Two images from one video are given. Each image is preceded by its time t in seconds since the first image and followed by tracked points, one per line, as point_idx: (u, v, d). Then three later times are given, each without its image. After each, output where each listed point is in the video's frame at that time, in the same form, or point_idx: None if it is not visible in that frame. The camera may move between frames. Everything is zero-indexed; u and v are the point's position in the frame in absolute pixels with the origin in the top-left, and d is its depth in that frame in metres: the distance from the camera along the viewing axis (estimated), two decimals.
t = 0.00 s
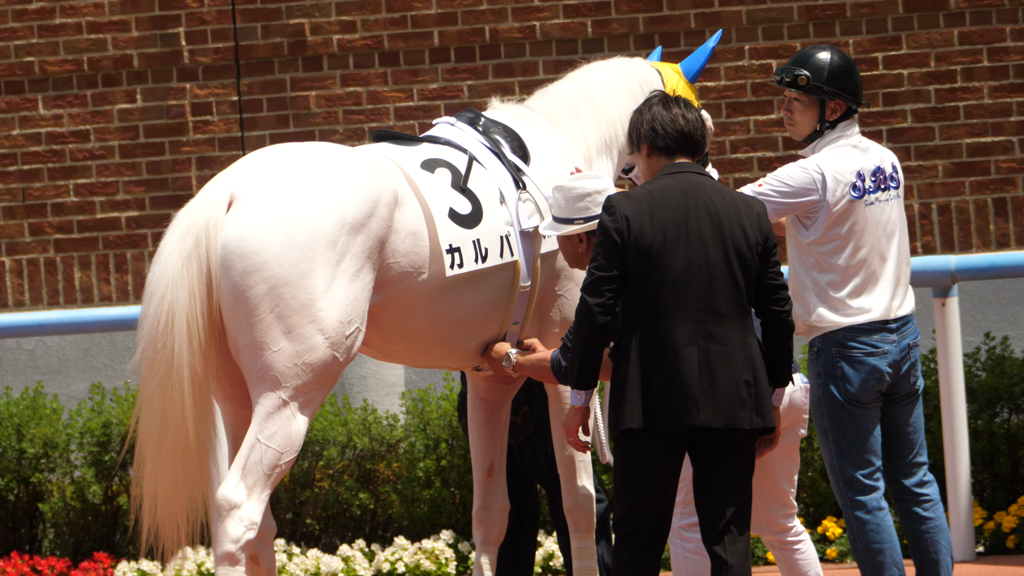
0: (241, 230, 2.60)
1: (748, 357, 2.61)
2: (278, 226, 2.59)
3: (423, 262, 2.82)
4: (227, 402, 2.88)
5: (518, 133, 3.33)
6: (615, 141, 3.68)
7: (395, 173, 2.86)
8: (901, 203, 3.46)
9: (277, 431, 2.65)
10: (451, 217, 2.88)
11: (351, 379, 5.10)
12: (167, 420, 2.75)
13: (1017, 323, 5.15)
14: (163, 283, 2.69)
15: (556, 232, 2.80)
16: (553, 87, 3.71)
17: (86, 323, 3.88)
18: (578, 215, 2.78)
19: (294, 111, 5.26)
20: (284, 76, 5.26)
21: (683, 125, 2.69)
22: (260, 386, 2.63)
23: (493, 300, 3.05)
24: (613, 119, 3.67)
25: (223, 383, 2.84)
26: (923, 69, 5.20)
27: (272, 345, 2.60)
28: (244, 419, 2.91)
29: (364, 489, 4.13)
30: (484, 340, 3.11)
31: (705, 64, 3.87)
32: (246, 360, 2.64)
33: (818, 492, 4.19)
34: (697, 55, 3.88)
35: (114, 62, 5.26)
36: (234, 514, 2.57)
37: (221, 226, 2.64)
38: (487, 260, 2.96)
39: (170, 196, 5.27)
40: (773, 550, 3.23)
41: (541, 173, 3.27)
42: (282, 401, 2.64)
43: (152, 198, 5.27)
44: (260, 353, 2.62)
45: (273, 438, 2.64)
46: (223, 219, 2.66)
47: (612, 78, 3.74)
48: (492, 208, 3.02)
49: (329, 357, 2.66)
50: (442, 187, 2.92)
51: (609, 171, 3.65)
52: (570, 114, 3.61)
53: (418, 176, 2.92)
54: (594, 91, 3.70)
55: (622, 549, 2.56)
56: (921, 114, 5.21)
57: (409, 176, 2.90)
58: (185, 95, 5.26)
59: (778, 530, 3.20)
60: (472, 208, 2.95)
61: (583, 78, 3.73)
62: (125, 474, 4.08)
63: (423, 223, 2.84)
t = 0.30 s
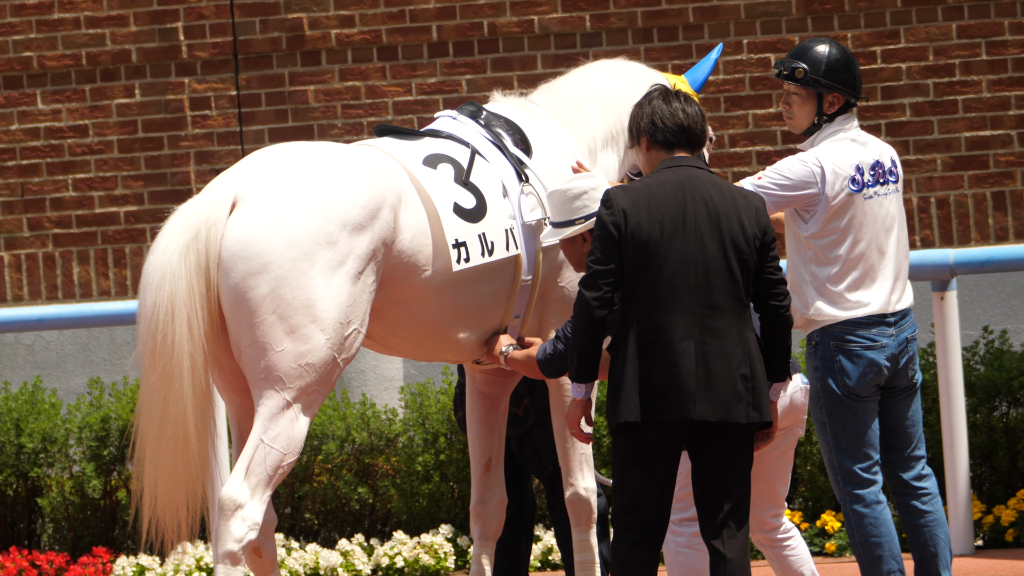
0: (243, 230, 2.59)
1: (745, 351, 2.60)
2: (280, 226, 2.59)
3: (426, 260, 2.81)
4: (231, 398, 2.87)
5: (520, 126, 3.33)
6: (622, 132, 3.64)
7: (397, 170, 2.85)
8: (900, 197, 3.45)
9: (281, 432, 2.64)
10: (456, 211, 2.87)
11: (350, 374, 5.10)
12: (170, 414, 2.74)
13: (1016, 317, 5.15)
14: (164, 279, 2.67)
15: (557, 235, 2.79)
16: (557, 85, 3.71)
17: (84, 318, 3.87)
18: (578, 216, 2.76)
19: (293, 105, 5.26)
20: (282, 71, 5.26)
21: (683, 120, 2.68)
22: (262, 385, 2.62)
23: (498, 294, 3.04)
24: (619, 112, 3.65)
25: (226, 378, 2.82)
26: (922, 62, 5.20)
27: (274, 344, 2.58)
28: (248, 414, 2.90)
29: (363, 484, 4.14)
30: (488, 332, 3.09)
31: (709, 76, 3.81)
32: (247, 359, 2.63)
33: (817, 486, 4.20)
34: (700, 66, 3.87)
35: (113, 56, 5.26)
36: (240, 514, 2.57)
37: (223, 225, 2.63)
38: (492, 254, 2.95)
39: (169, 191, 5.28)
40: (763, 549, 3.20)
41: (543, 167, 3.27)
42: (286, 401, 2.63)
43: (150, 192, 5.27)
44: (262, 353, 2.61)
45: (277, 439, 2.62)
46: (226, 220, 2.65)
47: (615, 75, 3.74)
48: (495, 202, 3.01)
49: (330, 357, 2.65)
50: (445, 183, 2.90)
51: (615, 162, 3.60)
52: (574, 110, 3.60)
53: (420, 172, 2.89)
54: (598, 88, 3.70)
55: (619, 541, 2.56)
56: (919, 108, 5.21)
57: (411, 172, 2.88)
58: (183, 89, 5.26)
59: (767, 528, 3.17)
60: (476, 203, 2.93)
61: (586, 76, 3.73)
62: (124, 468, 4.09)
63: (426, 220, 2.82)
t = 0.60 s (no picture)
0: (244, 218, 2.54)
1: (742, 347, 2.59)
2: (288, 214, 2.53)
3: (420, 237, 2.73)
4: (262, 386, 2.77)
5: (527, 118, 3.24)
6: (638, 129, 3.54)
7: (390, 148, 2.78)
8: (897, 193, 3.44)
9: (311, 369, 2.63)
10: (450, 191, 2.79)
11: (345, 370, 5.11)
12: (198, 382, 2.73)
13: (1012, 314, 5.15)
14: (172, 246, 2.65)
15: (552, 238, 2.78)
16: (572, 79, 3.62)
17: (79, 315, 3.86)
18: (574, 215, 2.76)
19: (289, 102, 5.26)
20: (278, 67, 5.27)
21: (681, 116, 2.67)
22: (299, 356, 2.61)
23: (499, 280, 2.93)
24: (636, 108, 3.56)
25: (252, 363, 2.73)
26: (918, 59, 5.21)
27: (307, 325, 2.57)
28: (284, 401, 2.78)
29: (358, 480, 4.14)
30: (490, 321, 2.99)
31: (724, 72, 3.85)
32: (288, 335, 2.62)
33: (813, 483, 4.20)
34: (715, 62, 3.90)
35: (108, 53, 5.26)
36: (242, 413, 2.56)
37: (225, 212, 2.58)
38: (487, 237, 2.84)
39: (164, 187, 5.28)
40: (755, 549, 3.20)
41: (551, 158, 3.17)
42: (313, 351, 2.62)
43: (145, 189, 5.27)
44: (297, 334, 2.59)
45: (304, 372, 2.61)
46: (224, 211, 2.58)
47: (633, 68, 3.64)
48: (494, 187, 2.91)
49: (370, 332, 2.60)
50: (440, 164, 2.83)
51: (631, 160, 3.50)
52: (588, 105, 3.51)
53: (415, 152, 2.83)
54: (615, 81, 3.60)
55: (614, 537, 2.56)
56: (915, 105, 5.21)
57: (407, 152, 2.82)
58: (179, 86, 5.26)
59: (758, 527, 3.17)
60: (472, 184, 2.85)
61: (604, 69, 3.64)
62: (120, 465, 4.11)
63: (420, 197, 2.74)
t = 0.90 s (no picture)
0: (241, 222, 2.51)
1: (757, 342, 2.55)
2: (281, 214, 2.52)
3: (426, 233, 2.72)
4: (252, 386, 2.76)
5: (532, 116, 3.23)
6: (635, 118, 3.59)
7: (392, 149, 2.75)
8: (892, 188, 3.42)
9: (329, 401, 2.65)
10: (455, 183, 2.78)
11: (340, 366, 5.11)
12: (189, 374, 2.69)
13: (1006, 312, 5.15)
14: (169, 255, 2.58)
15: (557, 228, 2.78)
16: (564, 73, 3.56)
17: (74, 310, 3.86)
18: (576, 206, 2.75)
19: (283, 98, 5.26)
20: (273, 63, 5.27)
21: (692, 110, 2.64)
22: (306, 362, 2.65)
23: (505, 275, 2.92)
24: (632, 98, 3.58)
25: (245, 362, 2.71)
26: (912, 57, 5.21)
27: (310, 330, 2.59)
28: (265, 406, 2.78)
29: (352, 477, 4.16)
30: (495, 314, 2.96)
31: (715, 39, 3.80)
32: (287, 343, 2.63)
33: (807, 480, 4.21)
34: (705, 31, 3.83)
35: (104, 48, 5.26)
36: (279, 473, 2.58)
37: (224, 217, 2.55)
38: (493, 229, 2.83)
39: (159, 183, 5.28)
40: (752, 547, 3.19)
41: (554, 154, 3.15)
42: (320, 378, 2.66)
43: (140, 184, 5.28)
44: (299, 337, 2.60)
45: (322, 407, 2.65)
46: (217, 214, 2.56)
47: (623, 55, 3.61)
48: (500, 180, 2.90)
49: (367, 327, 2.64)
50: (445, 159, 2.81)
51: (632, 151, 3.58)
52: (586, 100, 3.49)
53: (421, 148, 2.81)
54: (606, 71, 3.58)
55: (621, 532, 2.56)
56: (910, 102, 5.21)
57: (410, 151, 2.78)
58: (174, 81, 5.26)
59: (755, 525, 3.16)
60: (478, 177, 2.84)
61: (593, 58, 3.60)
62: (114, 460, 4.12)
63: (426, 193, 2.73)
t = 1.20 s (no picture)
0: (220, 225, 2.50)
1: (760, 340, 2.51)
2: (258, 220, 2.51)
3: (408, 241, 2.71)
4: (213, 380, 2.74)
5: (521, 114, 3.20)
6: (627, 113, 3.57)
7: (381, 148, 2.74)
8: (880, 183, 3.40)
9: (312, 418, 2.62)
10: (440, 189, 2.75)
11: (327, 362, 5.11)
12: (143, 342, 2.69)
13: (992, 308, 5.15)
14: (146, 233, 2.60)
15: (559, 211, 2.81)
16: (558, 69, 3.56)
17: (60, 307, 3.84)
18: (580, 187, 2.78)
19: (270, 94, 5.26)
20: (259, 60, 5.27)
21: (700, 107, 2.59)
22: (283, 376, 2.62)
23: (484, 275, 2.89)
24: (625, 93, 3.56)
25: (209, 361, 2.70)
26: (899, 53, 5.21)
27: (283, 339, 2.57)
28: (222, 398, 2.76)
29: (338, 473, 4.17)
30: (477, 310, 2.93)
31: (698, 30, 3.85)
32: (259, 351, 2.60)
33: (793, 476, 4.21)
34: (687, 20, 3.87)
35: (90, 44, 5.27)
36: (265, 501, 2.55)
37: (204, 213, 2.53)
38: (477, 233, 2.81)
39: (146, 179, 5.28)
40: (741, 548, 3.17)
41: (543, 155, 3.13)
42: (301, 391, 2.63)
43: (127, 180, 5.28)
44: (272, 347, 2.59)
45: (308, 425, 2.62)
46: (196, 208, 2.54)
47: (616, 50, 3.62)
48: (487, 184, 2.87)
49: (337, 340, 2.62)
50: (433, 161, 2.79)
51: (624, 145, 3.55)
52: (580, 96, 3.48)
53: (409, 150, 2.79)
54: (599, 65, 3.58)
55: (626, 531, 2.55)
56: (896, 99, 5.21)
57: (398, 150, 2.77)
58: (160, 78, 5.27)
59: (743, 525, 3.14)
60: (464, 180, 2.81)
61: (586, 54, 3.60)
62: (100, 457, 4.14)
63: (410, 195, 2.71)
